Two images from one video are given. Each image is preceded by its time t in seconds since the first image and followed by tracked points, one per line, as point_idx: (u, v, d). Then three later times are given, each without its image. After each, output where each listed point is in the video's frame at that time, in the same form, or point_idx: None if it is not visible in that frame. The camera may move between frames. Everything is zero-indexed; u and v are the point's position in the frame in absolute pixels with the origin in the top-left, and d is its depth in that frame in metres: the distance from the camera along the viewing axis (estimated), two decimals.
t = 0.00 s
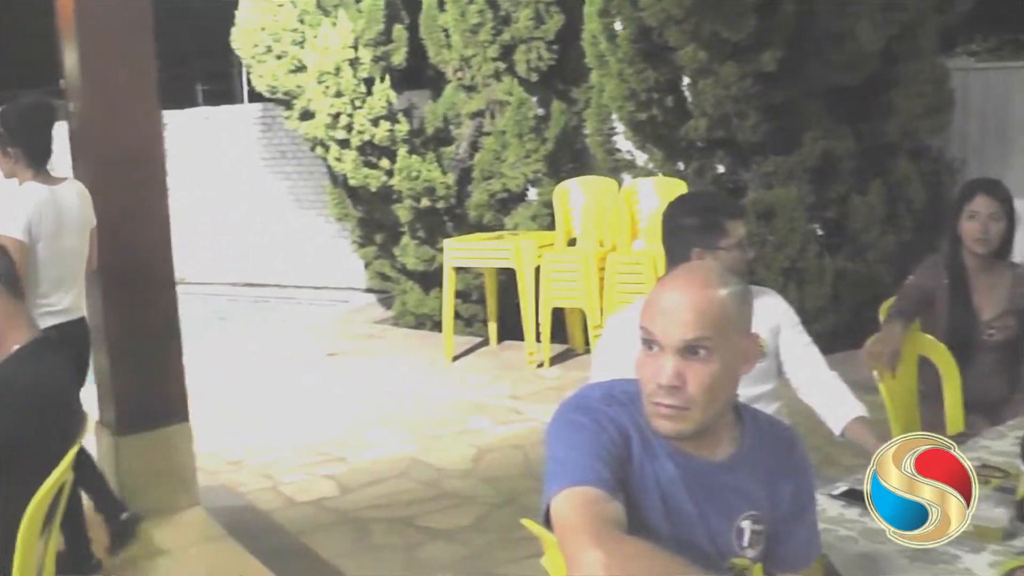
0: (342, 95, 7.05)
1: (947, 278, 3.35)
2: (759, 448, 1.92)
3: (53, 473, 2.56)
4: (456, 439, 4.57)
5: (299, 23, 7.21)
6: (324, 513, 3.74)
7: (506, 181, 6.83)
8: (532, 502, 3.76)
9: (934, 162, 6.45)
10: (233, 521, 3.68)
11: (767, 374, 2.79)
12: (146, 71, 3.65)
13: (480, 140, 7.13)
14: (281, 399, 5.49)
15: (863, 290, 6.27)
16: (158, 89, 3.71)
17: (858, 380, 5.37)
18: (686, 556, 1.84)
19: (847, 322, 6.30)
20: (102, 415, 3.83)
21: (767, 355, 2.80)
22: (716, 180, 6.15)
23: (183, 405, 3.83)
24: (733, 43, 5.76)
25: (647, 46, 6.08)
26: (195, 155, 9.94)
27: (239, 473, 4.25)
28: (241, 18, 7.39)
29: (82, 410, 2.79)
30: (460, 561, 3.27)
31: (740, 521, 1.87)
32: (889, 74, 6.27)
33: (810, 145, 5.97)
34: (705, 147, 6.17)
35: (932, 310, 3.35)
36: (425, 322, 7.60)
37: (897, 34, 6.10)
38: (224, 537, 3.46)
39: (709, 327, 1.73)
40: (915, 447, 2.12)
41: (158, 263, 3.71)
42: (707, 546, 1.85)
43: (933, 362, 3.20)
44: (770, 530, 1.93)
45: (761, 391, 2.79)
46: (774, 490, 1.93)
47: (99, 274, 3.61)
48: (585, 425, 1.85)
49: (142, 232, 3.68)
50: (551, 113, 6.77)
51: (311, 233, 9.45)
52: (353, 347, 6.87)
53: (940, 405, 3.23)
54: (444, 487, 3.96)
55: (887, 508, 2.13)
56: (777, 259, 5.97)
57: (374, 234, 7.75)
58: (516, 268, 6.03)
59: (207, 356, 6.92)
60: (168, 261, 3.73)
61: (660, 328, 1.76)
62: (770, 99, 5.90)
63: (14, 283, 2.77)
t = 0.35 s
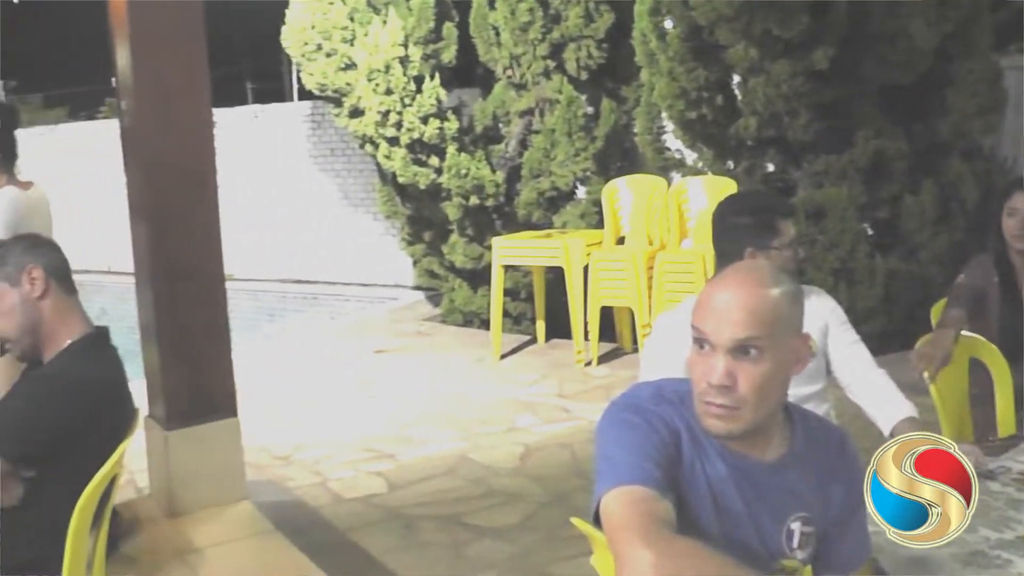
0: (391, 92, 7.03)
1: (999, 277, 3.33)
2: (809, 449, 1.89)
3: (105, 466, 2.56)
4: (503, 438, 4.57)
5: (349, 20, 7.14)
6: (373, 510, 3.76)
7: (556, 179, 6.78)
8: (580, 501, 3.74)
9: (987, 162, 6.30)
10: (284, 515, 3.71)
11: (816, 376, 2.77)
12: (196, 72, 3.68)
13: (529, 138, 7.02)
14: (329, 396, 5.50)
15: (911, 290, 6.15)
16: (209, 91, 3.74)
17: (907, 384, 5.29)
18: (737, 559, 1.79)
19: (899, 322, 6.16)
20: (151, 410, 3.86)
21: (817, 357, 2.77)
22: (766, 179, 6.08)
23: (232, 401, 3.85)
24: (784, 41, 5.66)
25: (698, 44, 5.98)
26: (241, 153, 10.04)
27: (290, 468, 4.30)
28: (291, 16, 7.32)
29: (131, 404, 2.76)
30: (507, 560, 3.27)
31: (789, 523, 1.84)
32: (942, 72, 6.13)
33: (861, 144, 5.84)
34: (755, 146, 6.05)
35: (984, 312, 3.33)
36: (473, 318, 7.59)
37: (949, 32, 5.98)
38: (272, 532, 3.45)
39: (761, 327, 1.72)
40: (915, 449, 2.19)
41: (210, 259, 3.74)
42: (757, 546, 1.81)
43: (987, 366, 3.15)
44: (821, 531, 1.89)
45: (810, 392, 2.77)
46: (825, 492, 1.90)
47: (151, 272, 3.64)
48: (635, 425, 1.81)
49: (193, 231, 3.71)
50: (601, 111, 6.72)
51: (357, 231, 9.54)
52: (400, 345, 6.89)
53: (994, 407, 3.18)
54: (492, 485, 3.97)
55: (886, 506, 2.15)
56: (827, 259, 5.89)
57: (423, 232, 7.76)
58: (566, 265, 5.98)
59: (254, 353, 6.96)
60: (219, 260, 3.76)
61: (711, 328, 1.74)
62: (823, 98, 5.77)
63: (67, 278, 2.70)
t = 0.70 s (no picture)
0: (430, 91, 7.01)
1: None
2: (852, 450, 1.84)
3: (145, 458, 2.58)
4: (539, 436, 4.57)
5: (387, 18, 7.15)
6: (409, 507, 3.77)
7: (594, 178, 6.75)
8: (617, 500, 3.73)
9: None
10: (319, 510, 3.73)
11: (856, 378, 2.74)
12: (236, 71, 3.70)
13: (567, 137, 7.00)
14: (367, 393, 5.52)
15: (950, 291, 6.05)
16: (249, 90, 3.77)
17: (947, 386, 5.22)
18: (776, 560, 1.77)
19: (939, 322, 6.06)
20: (189, 404, 3.89)
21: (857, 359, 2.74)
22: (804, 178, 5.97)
23: (271, 398, 3.87)
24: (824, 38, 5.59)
25: (738, 42, 5.92)
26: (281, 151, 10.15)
27: (327, 466, 4.31)
28: (330, 14, 7.33)
29: (170, 399, 2.74)
30: (542, 559, 3.26)
31: (829, 524, 1.81)
32: (984, 69, 6.05)
33: (901, 143, 5.78)
34: (793, 145, 5.96)
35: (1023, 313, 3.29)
36: (510, 316, 7.60)
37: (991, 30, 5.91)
38: (309, 528, 3.46)
39: (802, 326, 1.66)
40: (914, 447, 1.96)
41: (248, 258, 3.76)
42: (796, 547, 1.78)
43: None
44: (861, 532, 1.85)
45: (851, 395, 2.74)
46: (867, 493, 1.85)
47: (190, 271, 3.68)
48: (674, 423, 1.78)
49: (233, 230, 3.73)
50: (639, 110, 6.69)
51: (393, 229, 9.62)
52: (438, 342, 6.91)
53: None
54: (527, 483, 3.96)
55: (886, 508, 1.88)
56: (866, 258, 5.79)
57: (461, 230, 7.76)
58: (604, 264, 5.95)
59: (291, 350, 7.01)
60: (259, 258, 3.78)
61: (752, 326, 1.69)
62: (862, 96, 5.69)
63: (107, 274, 2.68)
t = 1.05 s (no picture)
0: (472, 88, 7.03)
1: None
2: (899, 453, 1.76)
3: (189, 451, 2.60)
4: (580, 433, 4.57)
5: (431, 17, 7.26)
6: (449, 504, 3.78)
7: (636, 177, 6.71)
8: (659, 500, 3.71)
9: None
10: (360, 505, 3.75)
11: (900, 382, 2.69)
12: (280, 70, 3.73)
13: (609, 135, 6.95)
14: (410, 390, 5.56)
15: (998, 293, 5.93)
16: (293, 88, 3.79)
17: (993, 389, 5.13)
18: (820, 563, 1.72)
19: (986, 324, 5.93)
20: (233, 397, 3.93)
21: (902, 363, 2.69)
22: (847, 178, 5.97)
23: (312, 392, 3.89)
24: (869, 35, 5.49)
25: (782, 41, 5.87)
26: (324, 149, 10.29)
27: (368, 462, 4.33)
28: (375, 12, 7.46)
29: (213, 395, 2.76)
30: (582, 558, 3.25)
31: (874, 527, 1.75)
32: None
33: (947, 142, 5.66)
34: (837, 143, 5.94)
35: None
36: (551, 315, 7.57)
37: None
38: (349, 523, 3.48)
39: (846, 326, 1.66)
40: (916, 447, 1.79)
41: (292, 257, 3.79)
42: (839, 550, 1.74)
43: None
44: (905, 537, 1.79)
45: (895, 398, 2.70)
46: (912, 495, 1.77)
47: (233, 269, 3.71)
48: (718, 424, 1.72)
49: (275, 229, 3.77)
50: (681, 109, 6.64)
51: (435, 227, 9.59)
52: (479, 340, 6.92)
53: None
54: (568, 481, 3.96)
55: (885, 509, 1.75)
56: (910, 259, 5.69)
57: (503, 228, 7.78)
58: (645, 263, 5.96)
59: (335, 345, 7.08)
60: (302, 255, 3.81)
61: (796, 326, 1.69)
62: (907, 95, 5.61)
63: (154, 268, 2.68)
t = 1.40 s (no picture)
0: (523, 86, 6.97)
1: None
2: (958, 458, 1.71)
3: (240, 446, 2.62)
4: (629, 433, 4.56)
5: (481, 14, 7.20)
6: (497, 502, 3.78)
7: (686, 176, 6.65)
8: (708, 501, 3.69)
9: None
10: (407, 502, 3.77)
11: (956, 385, 2.63)
12: (332, 67, 3.76)
13: (660, 135, 6.88)
14: (459, 387, 5.59)
15: None
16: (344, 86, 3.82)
17: None
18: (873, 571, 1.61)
19: None
20: (282, 393, 3.97)
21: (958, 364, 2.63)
22: (900, 177, 5.90)
23: (360, 389, 3.92)
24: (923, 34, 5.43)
25: (835, 39, 5.82)
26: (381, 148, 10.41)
27: (415, 458, 4.35)
28: (425, 11, 7.40)
29: (264, 390, 2.77)
30: (630, 557, 3.24)
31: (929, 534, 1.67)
32: None
33: (1003, 143, 5.55)
34: (890, 142, 5.88)
35: None
36: (600, 314, 7.54)
37: None
38: (397, 519, 3.49)
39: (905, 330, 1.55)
40: (916, 445, 1.62)
41: (342, 252, 3.82)
42: (892, 559, 1.62)
43: None
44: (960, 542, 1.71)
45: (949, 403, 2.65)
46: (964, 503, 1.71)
47: (282, 263, 3.75)
48: (768, 425, 1.66)
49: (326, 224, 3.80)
50: (732, 108, 6.60)
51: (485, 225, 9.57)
52: (527, 339, 6.92)
53: None
54: (616, 481, 3.95)
55: (885, 509, 1.63)
56: (963, 261, 5.57)
57: (552, 227, 7.73)
58: (695, 264, 5.88)
59: (386, 340, 7.14)
60: (351, 251, 3.84)
61: (852, 327, 1.58)
62: (961, 95, 5.53)
63: (207, 264, 2.71)
